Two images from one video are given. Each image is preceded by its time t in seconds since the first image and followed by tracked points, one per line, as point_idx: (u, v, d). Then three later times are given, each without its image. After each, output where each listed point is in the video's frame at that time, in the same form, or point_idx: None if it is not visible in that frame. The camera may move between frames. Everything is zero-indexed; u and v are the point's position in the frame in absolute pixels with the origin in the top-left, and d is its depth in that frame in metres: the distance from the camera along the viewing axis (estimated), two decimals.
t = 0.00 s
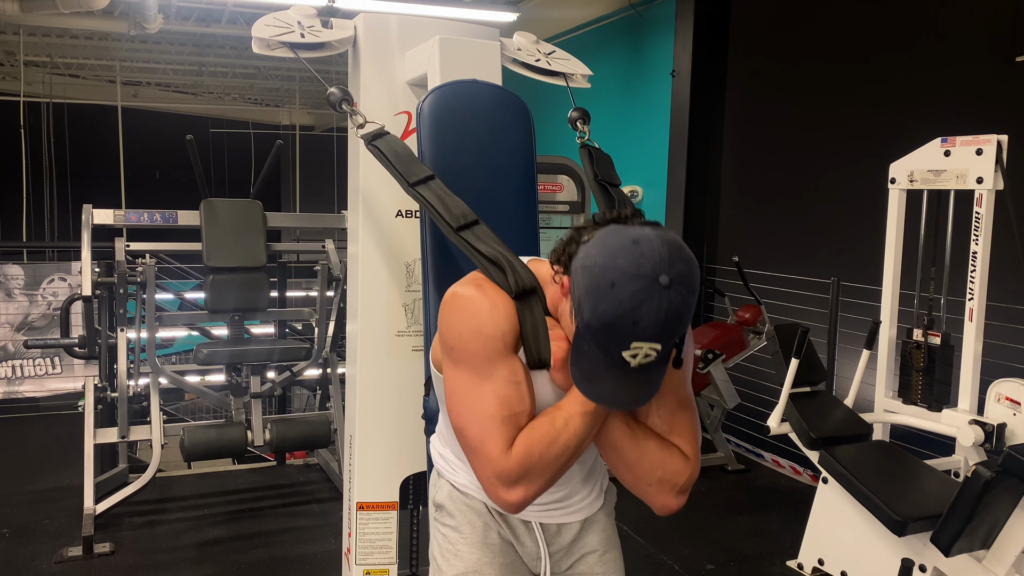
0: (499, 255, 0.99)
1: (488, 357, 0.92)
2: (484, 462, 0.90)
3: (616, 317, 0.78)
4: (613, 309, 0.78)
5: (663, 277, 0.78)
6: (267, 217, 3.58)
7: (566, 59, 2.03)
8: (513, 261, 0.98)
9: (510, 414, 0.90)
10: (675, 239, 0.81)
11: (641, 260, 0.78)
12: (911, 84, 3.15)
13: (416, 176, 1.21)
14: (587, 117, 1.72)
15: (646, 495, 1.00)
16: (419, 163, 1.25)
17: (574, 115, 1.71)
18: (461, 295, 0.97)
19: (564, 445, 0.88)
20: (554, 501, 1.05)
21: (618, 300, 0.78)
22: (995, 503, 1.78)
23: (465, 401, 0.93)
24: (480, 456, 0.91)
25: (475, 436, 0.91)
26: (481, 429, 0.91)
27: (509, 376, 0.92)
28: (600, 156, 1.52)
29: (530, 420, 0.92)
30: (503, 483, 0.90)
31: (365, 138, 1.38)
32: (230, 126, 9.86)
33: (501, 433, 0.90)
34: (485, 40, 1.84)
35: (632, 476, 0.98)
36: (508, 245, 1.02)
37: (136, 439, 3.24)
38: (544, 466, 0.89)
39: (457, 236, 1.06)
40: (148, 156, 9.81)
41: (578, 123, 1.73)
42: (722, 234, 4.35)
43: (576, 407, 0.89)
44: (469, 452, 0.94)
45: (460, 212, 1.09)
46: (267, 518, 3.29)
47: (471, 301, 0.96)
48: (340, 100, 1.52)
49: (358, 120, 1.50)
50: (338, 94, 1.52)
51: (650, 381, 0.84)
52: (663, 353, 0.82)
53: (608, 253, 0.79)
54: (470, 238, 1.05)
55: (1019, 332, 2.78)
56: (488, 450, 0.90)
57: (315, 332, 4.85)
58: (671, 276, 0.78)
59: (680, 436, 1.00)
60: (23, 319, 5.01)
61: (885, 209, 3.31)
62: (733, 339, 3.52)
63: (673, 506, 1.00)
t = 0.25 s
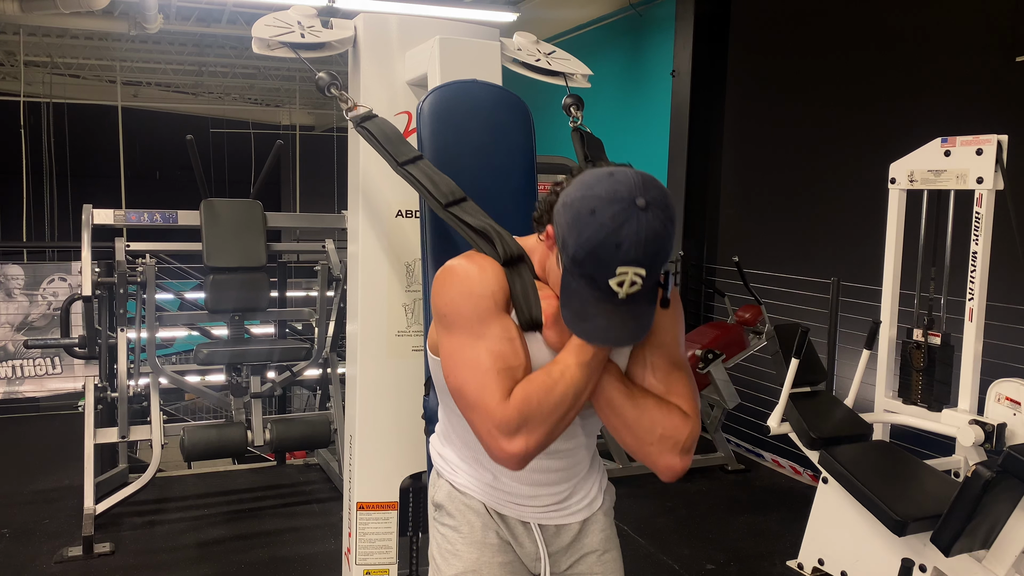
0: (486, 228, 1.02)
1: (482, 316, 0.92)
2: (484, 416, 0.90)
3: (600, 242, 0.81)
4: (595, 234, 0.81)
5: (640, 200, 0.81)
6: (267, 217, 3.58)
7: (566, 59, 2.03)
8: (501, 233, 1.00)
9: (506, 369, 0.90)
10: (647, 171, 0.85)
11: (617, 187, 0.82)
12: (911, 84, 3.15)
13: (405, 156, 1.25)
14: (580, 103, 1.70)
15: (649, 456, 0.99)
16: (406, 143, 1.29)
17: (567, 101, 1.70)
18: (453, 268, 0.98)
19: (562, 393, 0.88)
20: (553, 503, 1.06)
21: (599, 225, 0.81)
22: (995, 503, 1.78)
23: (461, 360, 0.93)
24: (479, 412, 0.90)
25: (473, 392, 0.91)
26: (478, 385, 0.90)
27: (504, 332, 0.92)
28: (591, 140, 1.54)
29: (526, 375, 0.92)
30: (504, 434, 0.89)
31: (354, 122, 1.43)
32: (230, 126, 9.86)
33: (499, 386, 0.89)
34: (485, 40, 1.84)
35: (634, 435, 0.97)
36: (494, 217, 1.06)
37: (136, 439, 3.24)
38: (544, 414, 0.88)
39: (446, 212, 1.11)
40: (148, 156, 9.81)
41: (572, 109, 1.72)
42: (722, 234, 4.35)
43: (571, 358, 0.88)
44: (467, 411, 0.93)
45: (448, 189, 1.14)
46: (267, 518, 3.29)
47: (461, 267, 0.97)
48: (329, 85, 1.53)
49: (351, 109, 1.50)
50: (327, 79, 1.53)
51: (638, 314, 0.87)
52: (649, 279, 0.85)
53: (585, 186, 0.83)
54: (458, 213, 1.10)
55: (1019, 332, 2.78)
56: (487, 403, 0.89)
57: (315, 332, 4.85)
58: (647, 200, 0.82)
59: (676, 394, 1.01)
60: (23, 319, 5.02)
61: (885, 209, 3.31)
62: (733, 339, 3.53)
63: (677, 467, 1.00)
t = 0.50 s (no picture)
0: (474, 207, 1.05)
1: (475, 284, 0.94)
2: (480, 373, 0.89)
3: (578, 187, 0.87)
4: (574, 181, 0.87)
5: (612, 146, 0.88)
6: (267, 217, 3.58)
7: (566, 59, 2.03)
8: (488, 212, 1.04)
9: (501, 328, 0.91)
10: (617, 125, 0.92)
11: (589, 137, 0.89)
12: (910, 84, 3.15)
13: (394, 141, 1.29)
14: (573, 90, 1.71)
15: (648, 419, 0.98)
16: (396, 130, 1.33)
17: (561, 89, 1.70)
18: (445, 247, 0.99)
19: (558, 344, 0.89)
20: (553, 501, 1.06)
21: (576, 172, 0.87)
22: (995, 503, 1.78)
23: (455, 327, 0.93)
24: (477, 370, 0.90)
25: (469, 352, 0.90)
26: (474, 344, 0.90)
27: (497, 297, 0.93)
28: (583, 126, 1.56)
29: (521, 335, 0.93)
30: (503, 387, 0.88)
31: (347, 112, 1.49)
32: (230, 126, 9.86)
33: (495, 344, 0.90)
34: (485, 40, 1.83)
35: (631, 398, 0.97)
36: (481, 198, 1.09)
37: (136, 438, 3.24)
38: (541, 366, 0.89)
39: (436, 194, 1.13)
40: (148, 156, 9.81)
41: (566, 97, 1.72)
42: (722, 233, 4.35)
43: (564, 318, 0.91)
44: (464, 375, 0.92)
45: (437, 173, 1.17)
46: (267, 519, 3.28)
47: (451, 246, 0.99)
48: (318, 72, 1.68)
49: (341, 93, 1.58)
50: (316, 66, 1.68)
51: (623, 263, 0.92)
52: (630, 224, 0.91)
53: (561, 141, 0.90)
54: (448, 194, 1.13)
55: (1019, 333, 2.78)
56: (484, 359, 0.89)
57: (315, 332, 4.85)
58: (619, 146, 0.88)
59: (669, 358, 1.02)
60: (23, 319, 5.01)
61: (885, 209, 3.31)
62: (732, 339, 3.53)
63: (677, 430, 0.98)
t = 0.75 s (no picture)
0: (470, 199, 1.07)
1: (473, 270, 0.94)
2: (482, 351, 0.89)
3: (569, 165, 0.89)
4: (565, 159, 0.90)
5: (598, 125, 0.91)
6: (267, 217, 3.58)
7: (566, 60, 2.03)
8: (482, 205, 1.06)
9: (501, 309, 0.91)
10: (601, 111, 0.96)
11: (576, 120, 0.92)
12: (910, 84, 3.15)
13: (390, 134, 1.31)
14: (569, 86, 1.74)
15: (646, 402, 0.98)
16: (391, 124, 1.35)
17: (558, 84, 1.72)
18: (442, 239, 0.99)
19: (559, 322, 0.90)
20: (553, 500, 1.06)
21: (566, 150, 0.90)
22: (995, 503, 1.78)
23: (454, 310, 0.93)
24: (478, 349, 0.90)
25: (470, 332, 0.90)
26: (475, 323, 0.90)
27: (495, 281, 0.94)
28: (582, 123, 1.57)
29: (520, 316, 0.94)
30: (506, 361, 0.88)
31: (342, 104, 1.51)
32: (230, 126, 9.86)
33: (496, 322, 0.90)
34: (484, 40, 1.83)
35: (629, 381, 0.97)
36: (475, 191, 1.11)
37: (136, 438, 3.24)
38: (543, 341, 0.89)
39: (433, 185, 1.16)
40: (148, 156, 9.81)
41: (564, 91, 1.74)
42: (722, 233, 4.35)
43: (563, 298, 0.92)
44: (465, 356, 0.92)
45: (433, 165, 1.19)
46: (267, 519, 3.28)
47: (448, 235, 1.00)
48: (312, 66, 1.71)
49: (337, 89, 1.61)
50: (310, 61, 1.72)
51: (616, 241, 0.94)
52: (621, 202, 0.93)
53: (548, 125, 0.93)
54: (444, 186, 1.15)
55: (1020, 333, 2.78)
56: (485, 336, 0.89)
57: (315, 332, 4.85)
58: (605, 125, 0.91)
59: (664, 343, 1.03)
60: (23, 319, 5.01)
61: (885, 209, 3.31)
62: (732, 338, 3.53)
63: (674, 413, 0.98)
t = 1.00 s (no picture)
0: (476, 208, 1.06)
1: (475, 285, 0.94)
2: (479, 374, 0.90)
3: (582, 190, 0.87)
4: (578, 183, 0.87)
5: (615, 149, 0.87)
6: (267, 217, 3.58)
7: (566, 59, 2.03)
8: (490, 213, 1.04)
9: (501, 329, 0.91)
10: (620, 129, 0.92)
11: (593, 140, 0.88)
12: (910, 84, 3.15)
13: (396, 141, 1.30)
14: (574, 91, 1.72)
15: (639, 428, 0.98)
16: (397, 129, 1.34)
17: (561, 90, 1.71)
18: (446, 247, 0.99)
19: (558, 347, 0.89)
20: (554, 498, 1.06)
21: (580, 175, 0.87)
22: (995, 502, 1.78)
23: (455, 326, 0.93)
24: (476, 370, 0.90)
25: (469, 352, 0.91)
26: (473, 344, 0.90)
27: (497, 298, 0.93)
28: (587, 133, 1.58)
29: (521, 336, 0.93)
30: (501, 388, 0.89)
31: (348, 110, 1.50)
32: (229, 126, 9.86)
33: (495, 344, 0.90)
34: (484, 40, 1.83)
35: (624, 406, 0.97)
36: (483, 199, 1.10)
37: (136, 438, 3.24)
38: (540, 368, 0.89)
39: (438, 194, 1.15)
40: (147, 156, 9.81)
41: (566, 97, 1.73)
42: (722, 233, 4.35)
43: (565, 320, 0.91)
44: (463, 375, 0.93)
45: (439, 173, 1.18)
46: (266, 519, 3.28)
47: (453, 245, 0.99)
48: (318, 72, 1.69)
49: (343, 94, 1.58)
50: (316, 67, 1.69)
51: (623, 266, 0.92)
52: (631, 228, 0.91)
53: (564, 144, 0.89)
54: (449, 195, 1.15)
55: (1019, 332, 2.78)
56: (483, 360, 0.89)
57: (315, 332, 4.85)
58: (622, 150, 0.88)
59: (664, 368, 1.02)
60: (23, 319, 5.01)
61: (885, 209, 3.31)
62: (733, 339, 3.53)
63: (668, 440, 0.98)
